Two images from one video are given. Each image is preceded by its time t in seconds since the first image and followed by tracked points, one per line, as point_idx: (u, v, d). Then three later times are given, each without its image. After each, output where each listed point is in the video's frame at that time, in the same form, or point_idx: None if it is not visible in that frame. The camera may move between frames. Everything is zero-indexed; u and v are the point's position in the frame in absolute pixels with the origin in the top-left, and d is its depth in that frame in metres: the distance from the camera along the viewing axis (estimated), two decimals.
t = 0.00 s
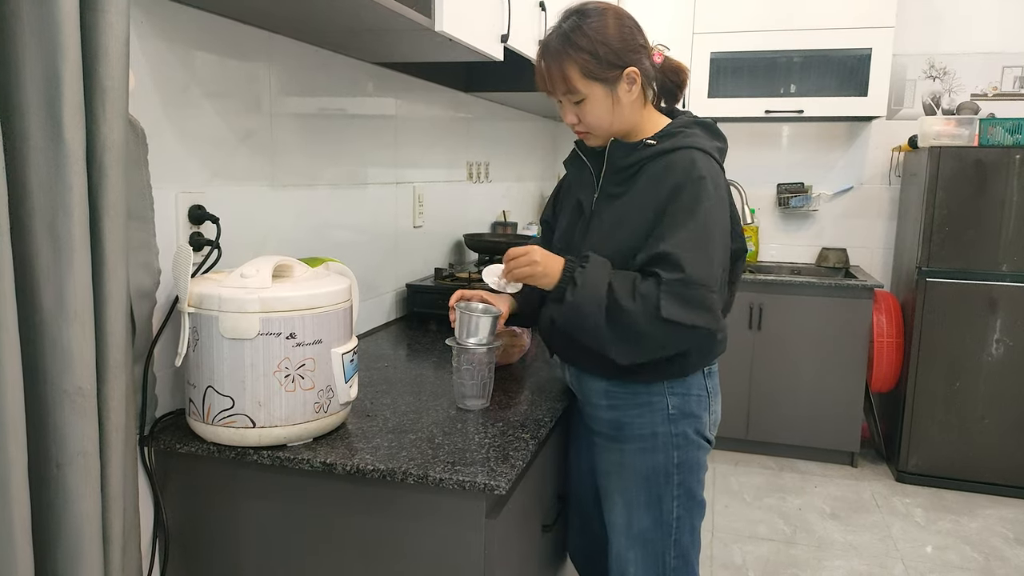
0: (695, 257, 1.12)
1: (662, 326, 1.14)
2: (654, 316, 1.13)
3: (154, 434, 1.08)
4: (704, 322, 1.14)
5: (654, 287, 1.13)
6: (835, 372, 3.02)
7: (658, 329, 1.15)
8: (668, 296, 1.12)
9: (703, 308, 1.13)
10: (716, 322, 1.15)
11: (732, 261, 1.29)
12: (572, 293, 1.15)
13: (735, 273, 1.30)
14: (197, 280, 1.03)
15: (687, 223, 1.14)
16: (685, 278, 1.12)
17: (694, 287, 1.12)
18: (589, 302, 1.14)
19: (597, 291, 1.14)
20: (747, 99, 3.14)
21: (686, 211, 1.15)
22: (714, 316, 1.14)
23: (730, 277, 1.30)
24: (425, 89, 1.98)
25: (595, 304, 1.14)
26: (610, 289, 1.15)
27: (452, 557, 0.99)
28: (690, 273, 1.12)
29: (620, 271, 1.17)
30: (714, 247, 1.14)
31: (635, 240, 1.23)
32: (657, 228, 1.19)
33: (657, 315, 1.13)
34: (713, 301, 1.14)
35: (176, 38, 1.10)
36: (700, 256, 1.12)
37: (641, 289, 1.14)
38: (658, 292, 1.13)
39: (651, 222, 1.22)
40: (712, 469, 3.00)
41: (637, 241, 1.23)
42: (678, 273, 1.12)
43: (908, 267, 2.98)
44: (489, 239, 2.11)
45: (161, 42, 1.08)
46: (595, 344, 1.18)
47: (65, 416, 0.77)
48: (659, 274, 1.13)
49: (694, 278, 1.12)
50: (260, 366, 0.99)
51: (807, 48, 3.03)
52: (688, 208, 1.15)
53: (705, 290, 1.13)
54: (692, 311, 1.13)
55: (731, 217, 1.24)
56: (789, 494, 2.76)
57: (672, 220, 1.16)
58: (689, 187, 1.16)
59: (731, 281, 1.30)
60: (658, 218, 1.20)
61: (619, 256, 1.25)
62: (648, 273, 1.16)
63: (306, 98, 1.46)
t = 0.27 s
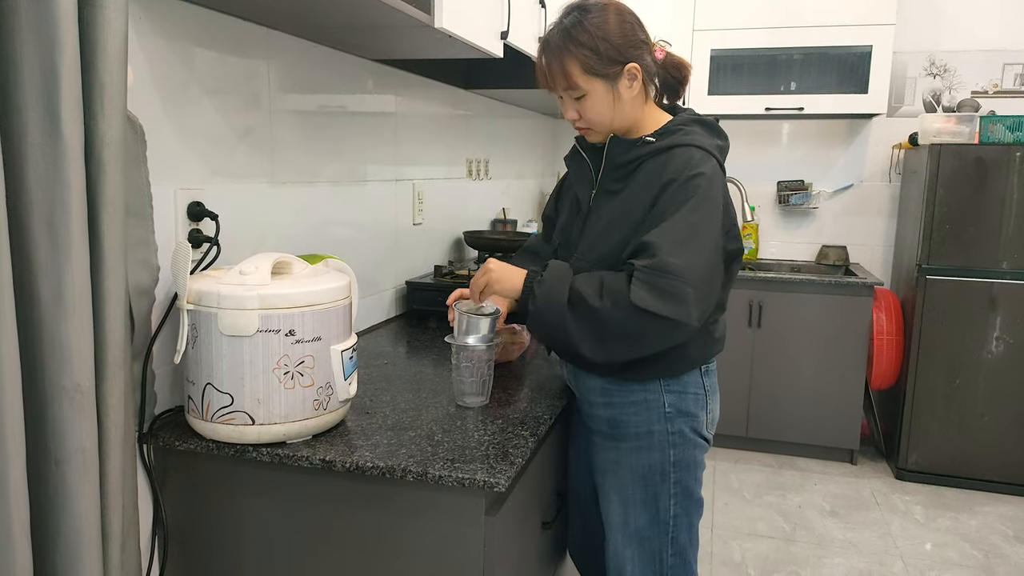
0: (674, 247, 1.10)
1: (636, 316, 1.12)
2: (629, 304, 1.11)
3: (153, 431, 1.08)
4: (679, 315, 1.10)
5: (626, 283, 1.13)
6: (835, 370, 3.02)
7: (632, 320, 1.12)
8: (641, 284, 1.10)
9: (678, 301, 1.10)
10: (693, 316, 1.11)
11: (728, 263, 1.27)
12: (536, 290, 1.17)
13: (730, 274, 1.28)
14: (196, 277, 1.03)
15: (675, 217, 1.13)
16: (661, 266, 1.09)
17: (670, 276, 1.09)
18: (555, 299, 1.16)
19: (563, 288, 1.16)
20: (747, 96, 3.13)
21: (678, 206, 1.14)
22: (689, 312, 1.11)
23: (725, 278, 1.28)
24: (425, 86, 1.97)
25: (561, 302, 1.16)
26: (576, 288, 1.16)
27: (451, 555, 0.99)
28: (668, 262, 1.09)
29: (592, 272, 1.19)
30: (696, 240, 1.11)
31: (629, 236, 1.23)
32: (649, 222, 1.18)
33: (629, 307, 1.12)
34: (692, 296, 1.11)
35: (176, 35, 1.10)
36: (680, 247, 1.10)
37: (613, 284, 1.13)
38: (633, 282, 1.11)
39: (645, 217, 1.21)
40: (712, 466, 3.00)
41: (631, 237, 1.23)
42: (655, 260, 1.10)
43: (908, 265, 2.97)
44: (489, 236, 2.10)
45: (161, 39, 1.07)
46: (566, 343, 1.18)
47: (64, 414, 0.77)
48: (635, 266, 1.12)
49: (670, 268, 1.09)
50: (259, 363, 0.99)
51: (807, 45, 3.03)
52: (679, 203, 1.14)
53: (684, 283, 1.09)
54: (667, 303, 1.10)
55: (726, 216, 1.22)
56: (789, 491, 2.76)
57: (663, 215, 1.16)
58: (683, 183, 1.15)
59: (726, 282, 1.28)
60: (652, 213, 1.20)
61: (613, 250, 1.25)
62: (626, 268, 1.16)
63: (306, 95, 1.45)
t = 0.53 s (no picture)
0: (668, 245, 1.09)
1: (632, 316, 1.11)
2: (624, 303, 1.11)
3: (153, 431, 1.07)
4: (674, 315, 1.09)
5: (620, 284, 1.12)
6: (835, 369, 3.02)
7: (626, 319, 1.12)
8: (636, 283, 1.09)
9: (673, 300, 1.08)
10: (688, 317, 1.10)
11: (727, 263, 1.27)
12: (530, 299, 1.17)
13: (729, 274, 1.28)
14: (196, 277, 1.03)
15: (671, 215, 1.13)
16: (654, 264, 1.08)
17: (664, 275, 1.08)
18: (548, 303, 1.15)
19: (556, 292, 1.16)
20: (747, 95, 3.13)
21: (674, 205, 1.14)
22: (683, 311, 1.09)
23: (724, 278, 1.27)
24: (425, 85, 1.97)
25: (554, 307, 1.15)
26: (568, 293, 1.15)
27: (451, 555, 0.99)
28: (661, 260, 1.08)
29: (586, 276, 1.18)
30: (692, 239, 1.11)
31: (626, 235, 1.23)
32: (645, 221, 1.18)
33: (624, 307, 1.11)
34: (686, 294, 1.10)
35: (175, 34, 1.10)
36: (674, 245, 1.09)
37: (606, 286, 1.13)
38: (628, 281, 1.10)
39: (642, 216, 1.21)
40: (712, 466, 3.00)
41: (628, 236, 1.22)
42: (648, 259, 1.09)
43: (908, 264, 2.97)
44: (488, 236, 2.10)
45: (160, 38, 1.07)
46: (560, 348, 1.17)
47: (64, 413, 0.77)
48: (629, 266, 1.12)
49: (665, 266, 1.08)
50: (259, 363, 0.98)
51: (807, 45, 3.02)
52: (675, 201, 1.14)
53: (679, 282, 1.09)
54: (661, 301, 1.08)
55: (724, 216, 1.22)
56: (789, 491, 2.76)
57: (659, 213, 1.15)
58: (679, 181, 1.15)
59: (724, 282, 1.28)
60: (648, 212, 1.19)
61: (611, 250, 1.25)
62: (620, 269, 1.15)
63: (305, 95, 1.45)
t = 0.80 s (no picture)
0: (667, 244, 1.09)
1: (631, 315, 1.11)
2: (624, 303, 1.11)
3: (153, 430, 1.07)
4: (674, 314, 1.09)
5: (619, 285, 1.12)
6: (835, 368, 3.02)
7: (626, 319, 1.11)
8: (635, 282, 1.09)
9: (672, 300, 1.08)
10: (688, 316, 1.09)
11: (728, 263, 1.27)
12: (529, 302, 1.17)
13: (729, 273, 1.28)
14: (196, 275, 1.03)
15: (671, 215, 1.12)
16: (653, 263, 1.08)
17: (663, 274, 1.08)
18: (547, 305, 1.16)
19: (554, 294, 1.16)
20: (747, 94, 3.13)
21: (674, 204, 1.14)
22: (683, 309, 1.09)
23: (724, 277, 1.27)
24: (425, 84, 1.97)
25: (553, 310, 1.15)
26: (567, 296, 1.15)
27: (450, 554, 0.99)
28: (661, 259, 1.08)
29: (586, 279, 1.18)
30: (692, 238, 1.11)
31: (627, 233, 1.22)
32: (645, 219, 1.18)
33: (623, 308, 1.11)
34: (685, 294, 1.09)
35: (175, 33, 1.10)
36: (674, 245, 1.09)
37: (604, 288, 1.13)
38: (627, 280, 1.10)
39: (642, 214, 1.20)
40: (712, 464, 3.00)
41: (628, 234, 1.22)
42: (647, 258, 1.09)
43: (908, 263, 2.97)
44: (488, 235, 2.10)
45: (160, 37, 1.07)
46: (559, 350, 1.17)
47: (63, 411, 0.77)
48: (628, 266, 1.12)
49: (664, 266, 1.08)
50: (258, 361, 0.98)
51: (807, 43, 3.02)
52: (675, 200, 1.14)
53: (678, 281, 1.08)
54: (661, 301, 1.08)
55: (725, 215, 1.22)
56: (788, 489, 2.76)
57: (659, 212, 1.15)
58: (679, 180, 1.15)
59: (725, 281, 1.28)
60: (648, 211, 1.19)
61: (612, 249, 1.25)
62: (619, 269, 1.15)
63: (305, 94, 1.45)
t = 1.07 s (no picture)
0: (672, 244, 1.09)
1: (634, 316, 1.11)
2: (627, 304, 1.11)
3: (153, 429, 1.07)
4: (676, 315, 1.09)
5: (622, 286, 1.12)
6: (836, 368, 3.02)
7: (629, 320, 1.11)
8: (639, 283, 1.09)
9: (675, 301, 1.08)
10: (690, 317, 1.10)
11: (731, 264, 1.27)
12: (532, 303, 1.16)
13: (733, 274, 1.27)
14: (197, 275, 1.03)
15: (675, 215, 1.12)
16: (657, 264, 1.08)
17: (666, 274, 1.08)
18: (549, 305, 1.15)
19: (556, 294, 1.15)
20: (748, 94, 3.13)
21: (679, 204, 1.14)
22: (686, 310, 1.09)
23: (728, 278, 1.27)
24: (425, 84, 1.97)
25: (555, 310, 1.15)
26: (569, 296, 1.15)
27: (451, 554, 0.99)
28: (665, 259, 1.08)
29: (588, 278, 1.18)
30: (696, 239, 1.11)
31: (630, 233, 1.22)
32: (650, 219, 1.18)
33: (627, 309, 1.11)
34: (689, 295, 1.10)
35: (176, 32, 1.10)
36: (678, 245, 1.09)
37: (607, 288, 1.12)
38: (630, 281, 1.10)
39: (646, 214, 1.21)
40: (712, 464, 3.00)
41: (632, 234, 1.22)
42: (651, 259, 1.09)
43: (909, 263, 2.97)
44: (489, 234, 2.10)
45: (161, 36, 1.07)
46: (562, 351, 1.16)
47: (63, 410, 0.76)
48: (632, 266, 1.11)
49: (668, 267, 1.08)
50: (259, 361, 0.98)
51: (807, 44, 3.02)
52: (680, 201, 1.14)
53: (681, 283, 1.08)
54: (664, 302, 1.08)
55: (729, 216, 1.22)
56: (789, 489, 2.76)
57: (664, 212, 1.15)
58: (684, 181, 1.15)
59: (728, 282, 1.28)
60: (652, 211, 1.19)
61: (615, 249, 1.25)
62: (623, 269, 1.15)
63: (306, 93, 1.45)
